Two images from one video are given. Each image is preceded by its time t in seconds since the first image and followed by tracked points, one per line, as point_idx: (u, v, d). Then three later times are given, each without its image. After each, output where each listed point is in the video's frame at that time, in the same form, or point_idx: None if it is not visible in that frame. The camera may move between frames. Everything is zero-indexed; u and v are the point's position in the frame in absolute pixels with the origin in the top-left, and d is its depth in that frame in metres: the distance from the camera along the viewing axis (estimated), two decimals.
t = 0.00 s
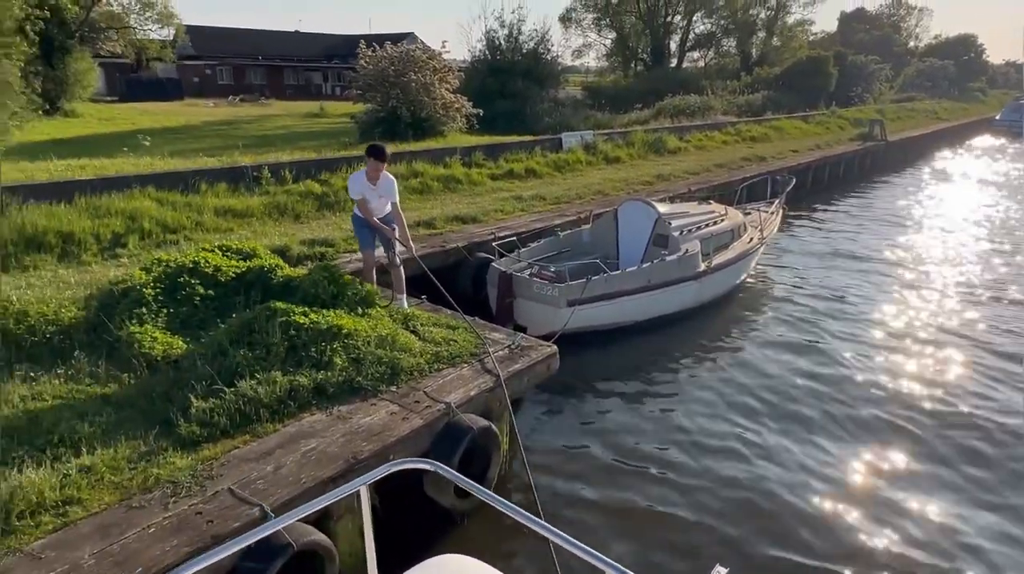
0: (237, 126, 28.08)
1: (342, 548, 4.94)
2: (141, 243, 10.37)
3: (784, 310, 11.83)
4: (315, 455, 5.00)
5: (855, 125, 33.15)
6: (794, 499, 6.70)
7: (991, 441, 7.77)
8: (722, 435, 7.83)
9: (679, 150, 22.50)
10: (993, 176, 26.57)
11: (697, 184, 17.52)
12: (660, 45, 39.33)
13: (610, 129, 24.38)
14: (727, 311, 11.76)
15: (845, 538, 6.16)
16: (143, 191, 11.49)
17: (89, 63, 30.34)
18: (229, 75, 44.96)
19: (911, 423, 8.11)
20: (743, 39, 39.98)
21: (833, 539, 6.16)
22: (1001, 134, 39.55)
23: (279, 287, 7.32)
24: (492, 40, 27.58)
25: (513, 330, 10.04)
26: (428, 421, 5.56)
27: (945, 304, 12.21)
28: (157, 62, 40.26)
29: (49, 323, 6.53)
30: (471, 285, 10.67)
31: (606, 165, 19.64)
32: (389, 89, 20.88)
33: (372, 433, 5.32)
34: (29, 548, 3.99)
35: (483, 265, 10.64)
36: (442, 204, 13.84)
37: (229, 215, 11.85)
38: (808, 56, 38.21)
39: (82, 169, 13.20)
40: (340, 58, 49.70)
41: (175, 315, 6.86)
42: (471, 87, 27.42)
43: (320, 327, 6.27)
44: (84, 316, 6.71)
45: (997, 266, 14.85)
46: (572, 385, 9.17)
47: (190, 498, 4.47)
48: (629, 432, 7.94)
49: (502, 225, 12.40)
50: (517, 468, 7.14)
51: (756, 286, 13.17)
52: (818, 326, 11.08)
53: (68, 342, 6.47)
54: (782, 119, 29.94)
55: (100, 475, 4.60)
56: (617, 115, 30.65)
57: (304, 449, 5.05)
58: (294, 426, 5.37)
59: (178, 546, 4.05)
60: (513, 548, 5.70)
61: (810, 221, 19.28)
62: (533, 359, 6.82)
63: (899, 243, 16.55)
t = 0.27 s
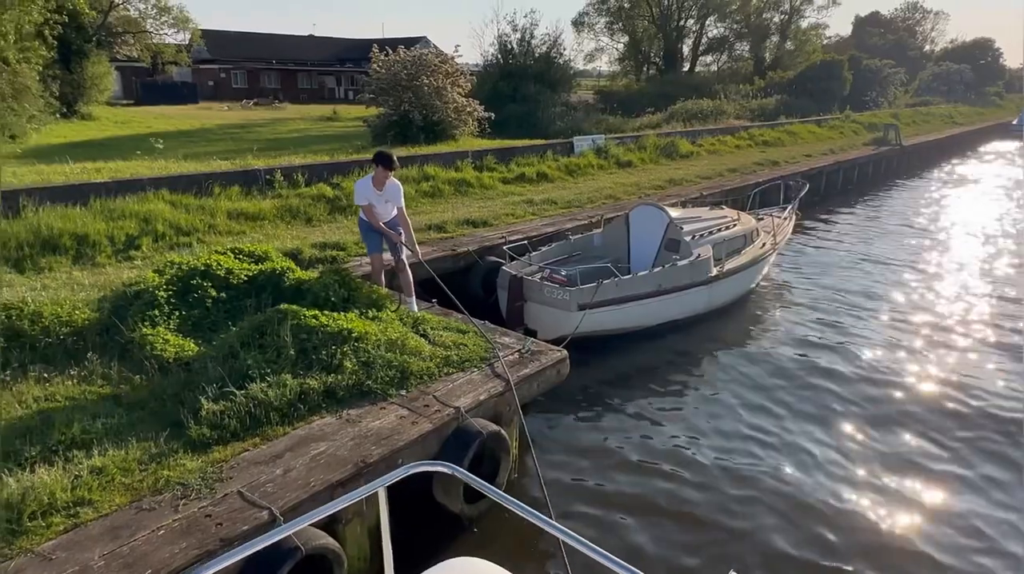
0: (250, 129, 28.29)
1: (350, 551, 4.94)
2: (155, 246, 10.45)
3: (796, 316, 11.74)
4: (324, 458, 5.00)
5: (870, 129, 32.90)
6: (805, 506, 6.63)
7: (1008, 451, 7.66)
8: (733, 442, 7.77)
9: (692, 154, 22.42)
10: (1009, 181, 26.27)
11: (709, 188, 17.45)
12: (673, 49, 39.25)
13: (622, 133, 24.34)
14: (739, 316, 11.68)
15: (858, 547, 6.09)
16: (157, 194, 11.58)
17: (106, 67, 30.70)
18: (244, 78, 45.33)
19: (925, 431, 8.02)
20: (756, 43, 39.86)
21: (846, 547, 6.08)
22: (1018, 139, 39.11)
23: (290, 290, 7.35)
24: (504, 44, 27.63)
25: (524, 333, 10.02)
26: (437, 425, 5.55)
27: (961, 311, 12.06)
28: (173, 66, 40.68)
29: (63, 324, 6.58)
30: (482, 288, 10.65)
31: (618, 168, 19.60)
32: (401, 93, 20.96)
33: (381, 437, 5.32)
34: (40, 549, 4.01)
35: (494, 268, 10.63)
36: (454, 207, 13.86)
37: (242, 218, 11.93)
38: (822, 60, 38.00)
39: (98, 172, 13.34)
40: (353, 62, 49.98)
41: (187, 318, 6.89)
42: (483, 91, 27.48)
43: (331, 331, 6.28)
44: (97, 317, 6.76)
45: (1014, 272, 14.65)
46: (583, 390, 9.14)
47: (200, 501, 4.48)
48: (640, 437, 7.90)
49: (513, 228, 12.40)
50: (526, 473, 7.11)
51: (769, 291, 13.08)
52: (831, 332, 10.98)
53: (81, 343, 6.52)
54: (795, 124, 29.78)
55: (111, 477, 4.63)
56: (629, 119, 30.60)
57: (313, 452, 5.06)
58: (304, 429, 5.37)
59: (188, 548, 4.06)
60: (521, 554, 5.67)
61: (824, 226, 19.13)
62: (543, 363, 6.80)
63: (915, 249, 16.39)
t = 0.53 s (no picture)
0: (258, 132, 28.37)
1: (353, 555, 4.93)
2: (162, 248, 10.48)
3: (803, 320, 11.66)
4: (328, 462, 4.99)
5: (878, 133, 32.76)
6: (812, 512, 6.58)
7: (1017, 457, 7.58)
8: (739, 446, 7.72)
9: (699, 157, 22.36)
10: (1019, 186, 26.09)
11: (716, 192, 17.39)
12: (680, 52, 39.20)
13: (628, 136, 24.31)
14: (746, 320, 11.62)
15: (865, 555, 6.03)
16: (165, 197, 11.61)
17: (115, 69, 30.87)
18: (252, 81, 45.52)
19: (934, 437, 7.94)
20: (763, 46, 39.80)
21: (853, 555, 6.03)
22: None
23: (295, 293, 7.36)
24: (511, 47, 27.65)
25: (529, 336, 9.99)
26: (441, 429, 5.53)
27: (969, 316, 11.96)
28: (182, 69, 40.89)
29: (69, 326, 6.61)
30: (487, 291, 10.64)
31: (624, 172, 19.56)
32: (408, 96, 20.98)
33: (384, 441, 5.30)
34: (42, 552, 4.00)
35: (499, 271, 10.61)
36: (460, 210, 13.86)
37: (248, 220, 11.95)
38: (830, 64, 37.87)
39: (106, 174, 13.40)
40: (361, 65, 50.12)
41: (192, 320, 6.90)
42: (490, 95, 27.50)
43: (335, 334, 6.27)
44: (103, 319, 6.78)
45: None
46: (588, 394, 9.10)
47: (203, 504, 4.47)
48: (645, 441, 7.85)
49: (519, 231, 12.38)
50: (529, 478, 7.08)
51: (775, 295, 13.01)
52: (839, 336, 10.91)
53: (87, 345, 6.54)
54: (803, 127, 29.69)
55: (114, 479, 4.63)
56: (636, 123, 30.56)
57: (317, 456, 5.05)
58: (308, 432, 5.36)
59: (190, 552, 4.06)
60: (523, 559, 5.64)
61: (831, 230, 19.04)
62: (548, 367, 6.77)
63: (923, 253, 16.28)
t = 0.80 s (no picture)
0: (259, 133, 28.37)
1: (350, 559, 4.89)
2: (161, 249, 10.46)
3: (805, 323, 11.61)
4: (325, 466, 4.95)
5: (880, 134, 32.69)
6: (813, 517, 6.53)
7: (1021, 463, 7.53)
8: (740, 450, 7.68)
9: (700, 158, 22.32)
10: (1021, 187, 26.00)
11: (717, 193, 17.35)
12: (682, 53, 39.16)
13: (630, 137, 24.27)
14: (747, 322, 11.58)
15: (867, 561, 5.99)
16: (164, 198, 11.59)
17: (117, 70, 30.87)
18: (254, 82, 45.55)
19: (936, 442, 7.89)
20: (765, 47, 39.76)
21: (854, 561, 5.99)
22: None
23: (294, 295, 7.33)
24: (513, 49, 27.63)
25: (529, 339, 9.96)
26: (440, 433, 5.50)
27: (971, 318, 11.91)
28: (184, 70, 40.92)
29: (67, 328, 6.58)
30: (487, 294, 10.62)
31: (625, 173, 19.53)
32: (409, 97, 20.97)
33: (383, 444, 5.27)
34: (37, 556, 3.97)
35: (499, 273, 10.58)
36: (460, 211, 13.83)
37: (248, 222, 11.93)
38: (832, 65, 37.82)
39: (106, 175, 13.38)
40: (363, 66, 50.15)
41: (190, 322, 6.87)
42: (491, 96, 27.49)
43: (334, 336, 6.24)
44: (101, 320, 6.75)
45: None
46: (588, 396, 9.06)
47: (199, 508, 4.44)
48: (645, 445, 7.81)
49: (519, 233, 12.35)
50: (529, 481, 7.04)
51: (777, 297, 12.96)
52: (840, 339, 10.86)
53: (85, 347, 6.51)
54: (805, 128, 29.64)
55: (110, 482, 4.60)
56: (637, 124, 30.54)
57: (314, 459, 5.01)
58: (305, 435, 5.33)
59: (186, 557, 4.02)
60: (522, 564, 5.60)
61: (833, 232, 18.99)
62: (547, 370, 6.73)
63: (925, 255, 16.22)
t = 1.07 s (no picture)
0: (257, 133, 28.32)
1: (344, 565, 4.85)
2: (157, 251, 10.41)
3: (803, 324, 11.58)
4: (319, 470, 4.91)
5: (878, 134, 32.70)
6: (812, 521, 6.48)
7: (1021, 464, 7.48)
8: (738, 452, 7.64)
9: (698, 159, 22.30)
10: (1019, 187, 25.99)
11: (715, 194, 17.33)
12: (680, 54, 39.14)
13: (628, 138, 24.24)
14: (744, 324, 11.55)
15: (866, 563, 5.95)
16: (160, 199, 11.54)
17: (114, 70, 30.77)
18: (252, 83, 45.49)
19: (936, 443, 7.84)
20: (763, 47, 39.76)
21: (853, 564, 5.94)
22: None
23: (289, 297, 7.29)
24: (511, 49, 27.58)
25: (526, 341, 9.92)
26: (435, 436, 5.46)
27: (969, 319, 11.89)
28: (182, 71, 40.85)
29: (60, 330, 6.54)
30: (484, 295, 10.58)
31: (623, 174, 19.50)
32: (406, 98, 20.93)
33: (377, 448, 5.23)
34: (26, 562, 3.93)
35: (496, 275, 10.54)
36: (457, 212, 13.79)
37: (244, 223, 11.89)
38: (830, 65, 37.83)
39: (102, 177, 13.33)
40: (361, 66, 50.09)
41: (184, 324, 6.83)
42: (489, 96, 27.46)
43: (329, 338, 6.20)
44: (94, 323, 6.71)
45: None
46: (585, 398, 9.01)
47: (191, 513, 4.40)
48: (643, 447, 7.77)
49: (517, 234, 12.31)
50: (525, 484, 7.00)
51: (775, 298, 12.93)
52: (839, 340, 10.82)
53: (78, 350, 6.47)
54: (803, 129, 29.64)
55: (101, 487, 4.56)
56: (636, 125, 30.50)
57: (308, 463, 4.97)
58: (299, 439, 5.29)
59: (177, 562, 3.98)
60: (517, 567, 5.56)
61: (831, 232, 18.97)
62: (544, 372, 6.69)
63: (923, 255, 16.20)
